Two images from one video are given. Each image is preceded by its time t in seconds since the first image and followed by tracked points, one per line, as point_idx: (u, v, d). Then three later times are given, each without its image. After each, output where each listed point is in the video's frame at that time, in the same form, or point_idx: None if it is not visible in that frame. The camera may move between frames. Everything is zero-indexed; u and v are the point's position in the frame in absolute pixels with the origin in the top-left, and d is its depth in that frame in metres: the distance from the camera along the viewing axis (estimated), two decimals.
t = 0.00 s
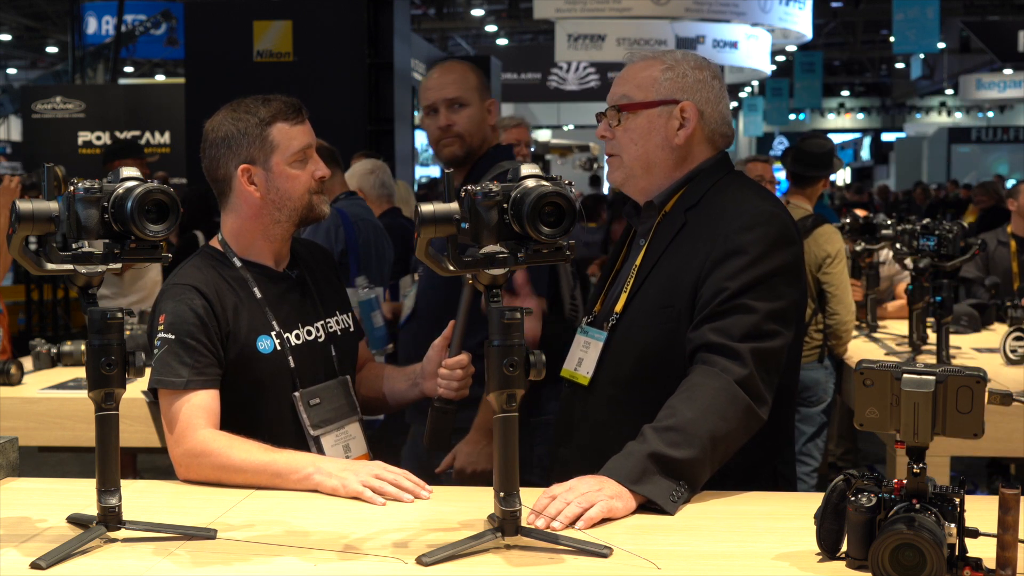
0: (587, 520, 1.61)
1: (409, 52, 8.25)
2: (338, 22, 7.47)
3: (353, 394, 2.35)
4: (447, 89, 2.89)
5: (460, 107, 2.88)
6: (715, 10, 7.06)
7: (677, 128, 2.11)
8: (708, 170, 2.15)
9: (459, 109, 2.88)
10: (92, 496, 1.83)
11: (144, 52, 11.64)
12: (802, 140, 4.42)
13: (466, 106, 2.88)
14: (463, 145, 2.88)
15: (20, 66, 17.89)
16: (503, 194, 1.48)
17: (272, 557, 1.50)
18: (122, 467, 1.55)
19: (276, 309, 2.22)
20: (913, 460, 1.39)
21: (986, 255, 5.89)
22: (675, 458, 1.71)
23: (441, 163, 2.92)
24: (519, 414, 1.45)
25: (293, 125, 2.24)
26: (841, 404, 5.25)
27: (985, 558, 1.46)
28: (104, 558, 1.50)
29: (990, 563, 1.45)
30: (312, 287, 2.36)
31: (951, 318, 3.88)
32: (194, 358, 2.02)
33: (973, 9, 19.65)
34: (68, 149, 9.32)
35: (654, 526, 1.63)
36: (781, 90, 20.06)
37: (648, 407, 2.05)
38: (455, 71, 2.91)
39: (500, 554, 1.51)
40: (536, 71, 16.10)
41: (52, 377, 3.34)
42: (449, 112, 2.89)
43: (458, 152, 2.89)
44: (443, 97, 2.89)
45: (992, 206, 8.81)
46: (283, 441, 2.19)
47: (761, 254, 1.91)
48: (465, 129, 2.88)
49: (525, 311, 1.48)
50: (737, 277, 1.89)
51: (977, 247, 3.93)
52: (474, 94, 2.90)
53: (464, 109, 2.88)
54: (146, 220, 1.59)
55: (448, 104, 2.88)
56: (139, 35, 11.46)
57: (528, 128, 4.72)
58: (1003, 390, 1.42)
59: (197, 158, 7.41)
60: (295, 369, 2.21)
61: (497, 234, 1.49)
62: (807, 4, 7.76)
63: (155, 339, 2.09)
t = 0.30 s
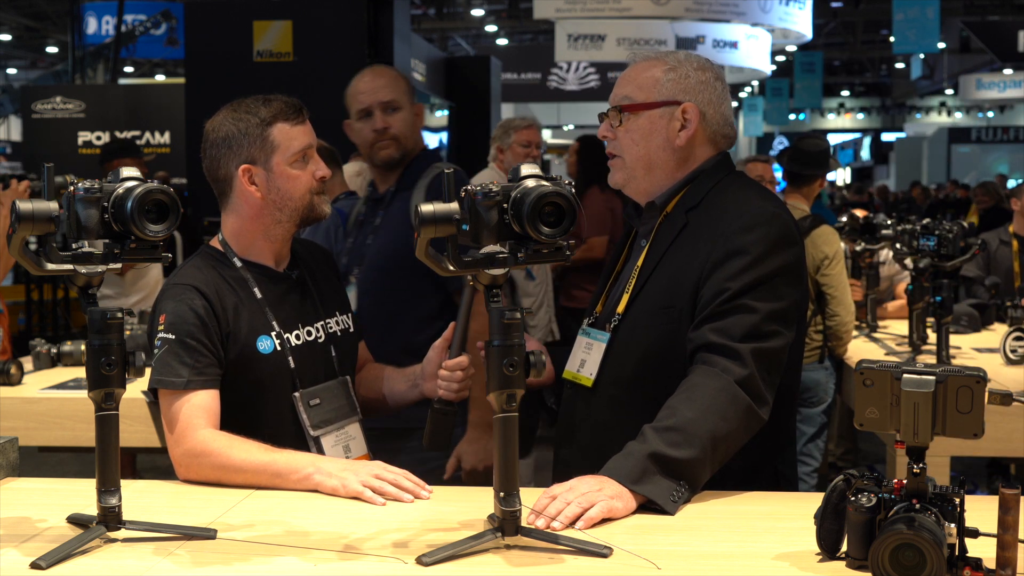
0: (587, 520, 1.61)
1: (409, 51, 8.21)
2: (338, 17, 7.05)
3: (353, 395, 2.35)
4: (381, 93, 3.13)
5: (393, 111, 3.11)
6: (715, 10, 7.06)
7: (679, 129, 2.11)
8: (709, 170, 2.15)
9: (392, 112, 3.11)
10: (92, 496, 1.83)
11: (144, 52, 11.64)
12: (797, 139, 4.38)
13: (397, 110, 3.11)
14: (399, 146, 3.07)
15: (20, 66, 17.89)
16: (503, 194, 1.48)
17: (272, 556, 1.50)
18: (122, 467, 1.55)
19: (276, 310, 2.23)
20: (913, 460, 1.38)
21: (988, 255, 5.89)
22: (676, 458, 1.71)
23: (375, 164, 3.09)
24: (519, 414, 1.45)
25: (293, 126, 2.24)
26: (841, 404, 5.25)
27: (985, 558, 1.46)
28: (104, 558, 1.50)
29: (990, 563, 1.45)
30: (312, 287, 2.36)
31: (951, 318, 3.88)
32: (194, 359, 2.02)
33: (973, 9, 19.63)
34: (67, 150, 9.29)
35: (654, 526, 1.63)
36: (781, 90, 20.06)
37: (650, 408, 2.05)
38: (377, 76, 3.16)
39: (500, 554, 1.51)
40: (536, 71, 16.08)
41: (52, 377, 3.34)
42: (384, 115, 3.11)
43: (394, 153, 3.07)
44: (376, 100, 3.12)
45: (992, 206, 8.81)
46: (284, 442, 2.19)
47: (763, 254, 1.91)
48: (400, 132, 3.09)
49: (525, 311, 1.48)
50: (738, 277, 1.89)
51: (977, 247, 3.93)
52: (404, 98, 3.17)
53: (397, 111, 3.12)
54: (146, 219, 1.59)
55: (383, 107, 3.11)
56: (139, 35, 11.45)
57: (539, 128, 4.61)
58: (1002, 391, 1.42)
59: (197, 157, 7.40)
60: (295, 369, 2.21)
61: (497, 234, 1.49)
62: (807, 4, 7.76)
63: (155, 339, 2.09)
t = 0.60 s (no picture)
0: (587, 520, 1.60)
1: (409, 51, 8.18)
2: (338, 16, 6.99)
3: (353, 395, 2.35)
4: (315, 94, 3.39)
5: (328, 111, 3.37)
6: (714, 10, 7.05)
7: (678, 129, 2.11)
8: (709, 171, 2.15)
9: (328, 112, 3.37)
10: (92, 496, 1.83)
11: (144, 52, 11.63)
12: (796, 139, 4.37)
13: (332, 109, 3.38)
14: (333, 146, 3.36)
15: (20, 66, 17.87)
16: (502, 194, 1.48)
17: (271, 557, 1.50)
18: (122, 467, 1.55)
19: (276, 310, 2.23)
20: (913, 460, 1.38)
21: (991, 253, 6.00)
22: (676, 457, 1.71)
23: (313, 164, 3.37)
24: (520, 414, 1.45)
25: (292, 126, 2.24)
26: (842, 404, 5.25)
27: (985, 558, 1.46)
28: (104, 558, 1.50)
29: (990, 563, 1.45)
30: (312, 287, 2.36)
31: (951, 318, 3.88)
32: (194, 359, 2.02)
33: (973, 8, 19.61)
34: (67, 151, 9.24)
35: (653, 526, 1.63)
36: (781, 90, 20.04)
37: (649, 407, 2.05)
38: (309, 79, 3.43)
39: (500, 554, 1.51)
40: (536, 71, 16.06)
41: (52, 377, 3.34)
42: (320, 114, 3.37)
43: (330, 151, 3.36)
44: (312, 100, 3.38)
45: (993, 206, 8.80)
46: (284, 442, 2.19)
47: (763, 254, 1.91)
48: (335, 131, 3.36)
49: (525, 311, 1.48)
50: (739, 277, 1.89)
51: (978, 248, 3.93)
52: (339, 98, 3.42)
53: (331, 111, 3.38)
54: (145, 219, 1.59)
55: (318, 107, 3.37)
56: (138, 35, 11.45)
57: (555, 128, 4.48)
58: (1002, 390, 1.42)
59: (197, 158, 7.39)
60: (295, 370, 2.21)
61: (497, 234, 1.49)
62: (807, 4, 7.76)
63: (155, 339, 2.08)
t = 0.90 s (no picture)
0: (587, 520, 1.61)
1: (409, 51, 8.16)
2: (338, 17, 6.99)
3: (354, 394, 2.34)
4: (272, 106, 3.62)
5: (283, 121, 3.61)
6: (715, 10, 7.05)
7: (683, 127, 2.12)
8: (714, 170, 2.15)
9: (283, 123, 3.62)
10: (92, 496, 1.83)
11: (143, 52, 11.62)
12: (799, 139, 4.38)
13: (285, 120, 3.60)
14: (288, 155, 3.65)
15: (20, 66, 17.86)
16: (503, 194, 1.48)
17: (272, 557, 1.50)
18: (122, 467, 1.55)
19: (276, 310, 2.23)
20: (913, 460, 1.38)
21: (997, 250, 6.05)
22: (676, 458, 1.71)
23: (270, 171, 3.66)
24: (520, 414, 1.45)
25: (294, 126, 2.24)
26: (841, 404, 5.25)
27: (985, 559, 1.46)
28: (104, 558, 1.50)
29: (990, 563, 1.45)
30: (312, 287, 2.36)
31: (951, 318, 3.87)
32: (194, 359, 2.02)
33: (973, 8, 19.59)
34: (67, 151, 9.23)
35: (653, 526, 1.63)
36: (781, 90, 20.03)
37: (649, 407, 2.05)
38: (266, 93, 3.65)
39: (500, 554, 1.51)
40: (536, 71, 16.06)
41: (52, 377, 3.34)
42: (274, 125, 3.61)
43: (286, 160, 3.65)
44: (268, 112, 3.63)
45: (993, 206, 8.79)
46: (283, 443, 2.19)
47: (763, 254, 1.91)
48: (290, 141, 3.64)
49: (525, 311, 1.48)
50: (740, 277, 1.89)
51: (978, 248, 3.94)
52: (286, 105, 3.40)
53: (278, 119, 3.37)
54: (146, 219, 1.59)
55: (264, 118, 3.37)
56: (139, 35, 11.44)
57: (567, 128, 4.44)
58: (1002, 390, 1.42)
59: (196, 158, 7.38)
60: (295, 369, 2.21)
61: (497, 234, 1.49)
62: (807, 4, 7.76)
63: (155, 339, 2.08)
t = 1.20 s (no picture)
0: (587, 520, 1.61)
1: (409, 51, 8.12)
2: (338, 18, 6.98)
3: (353, 394, 2.34)
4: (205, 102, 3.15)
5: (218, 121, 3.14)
6: (714, 10, 7.06)
7: (684, 127, 2.12)
8: (714, 170, 2.15)
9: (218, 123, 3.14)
10: (92, 496, 1.83)
11: (143, 52, 11.62)
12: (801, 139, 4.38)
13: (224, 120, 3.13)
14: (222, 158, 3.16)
15: (20, 66, 17.87)
16: (503, 194, 1.48)
17: (272, 557, 1.50)
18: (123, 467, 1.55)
19: (276, 310, 2.23)
20: (913, 460, 1.38)
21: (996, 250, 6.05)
22: (676, 457, 1.71)
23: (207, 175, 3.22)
24: (519, 414, 1.45)
25: (293, 126, 2.24)
26: (841, 404, 5.25)
27: (985, 559, 1.46)
28: (104, 558, 1.50)
29: (991, 563, 1.45)
30: (312, 287, 2.36)
31: (951, 318, 3.87)
32: (194, 358, 2.02)
33: (973, 8, 19.58)
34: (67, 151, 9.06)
35: (653, 526, 1.63)
36: (781, 90, 20.03)
37: (648, 406, 2.06)
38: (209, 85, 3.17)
39: (500, 554, 1.51)
40: (536, 71, 16.05)
41: (52, 377, 3.34)
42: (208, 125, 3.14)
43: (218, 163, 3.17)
44: (200, 110, 3.15)
45: (993, 207, 8.79)
46: (283, 442, 2.19)
47: (763, 255, 1.91)
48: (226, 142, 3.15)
49: (526, 310, 1.48)
50: (740, 278, 1.89)
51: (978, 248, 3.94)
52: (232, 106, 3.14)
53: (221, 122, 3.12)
54: (145, 219, 1.59)
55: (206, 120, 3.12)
56: (139, 35, 11.44)
57: (575, 127, 4.43)
58: (1002, 391, 1.42)
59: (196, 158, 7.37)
60: (294, 369, 2.21)
61: (497, 234, 1.49)
62: (807, 4, 7.76)
63: (155, 338, 2.08)
